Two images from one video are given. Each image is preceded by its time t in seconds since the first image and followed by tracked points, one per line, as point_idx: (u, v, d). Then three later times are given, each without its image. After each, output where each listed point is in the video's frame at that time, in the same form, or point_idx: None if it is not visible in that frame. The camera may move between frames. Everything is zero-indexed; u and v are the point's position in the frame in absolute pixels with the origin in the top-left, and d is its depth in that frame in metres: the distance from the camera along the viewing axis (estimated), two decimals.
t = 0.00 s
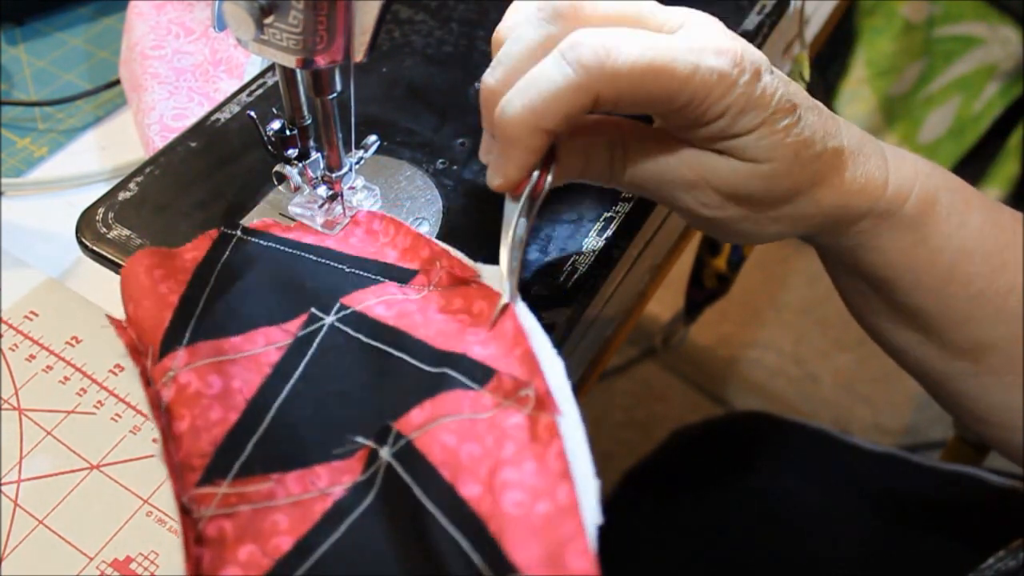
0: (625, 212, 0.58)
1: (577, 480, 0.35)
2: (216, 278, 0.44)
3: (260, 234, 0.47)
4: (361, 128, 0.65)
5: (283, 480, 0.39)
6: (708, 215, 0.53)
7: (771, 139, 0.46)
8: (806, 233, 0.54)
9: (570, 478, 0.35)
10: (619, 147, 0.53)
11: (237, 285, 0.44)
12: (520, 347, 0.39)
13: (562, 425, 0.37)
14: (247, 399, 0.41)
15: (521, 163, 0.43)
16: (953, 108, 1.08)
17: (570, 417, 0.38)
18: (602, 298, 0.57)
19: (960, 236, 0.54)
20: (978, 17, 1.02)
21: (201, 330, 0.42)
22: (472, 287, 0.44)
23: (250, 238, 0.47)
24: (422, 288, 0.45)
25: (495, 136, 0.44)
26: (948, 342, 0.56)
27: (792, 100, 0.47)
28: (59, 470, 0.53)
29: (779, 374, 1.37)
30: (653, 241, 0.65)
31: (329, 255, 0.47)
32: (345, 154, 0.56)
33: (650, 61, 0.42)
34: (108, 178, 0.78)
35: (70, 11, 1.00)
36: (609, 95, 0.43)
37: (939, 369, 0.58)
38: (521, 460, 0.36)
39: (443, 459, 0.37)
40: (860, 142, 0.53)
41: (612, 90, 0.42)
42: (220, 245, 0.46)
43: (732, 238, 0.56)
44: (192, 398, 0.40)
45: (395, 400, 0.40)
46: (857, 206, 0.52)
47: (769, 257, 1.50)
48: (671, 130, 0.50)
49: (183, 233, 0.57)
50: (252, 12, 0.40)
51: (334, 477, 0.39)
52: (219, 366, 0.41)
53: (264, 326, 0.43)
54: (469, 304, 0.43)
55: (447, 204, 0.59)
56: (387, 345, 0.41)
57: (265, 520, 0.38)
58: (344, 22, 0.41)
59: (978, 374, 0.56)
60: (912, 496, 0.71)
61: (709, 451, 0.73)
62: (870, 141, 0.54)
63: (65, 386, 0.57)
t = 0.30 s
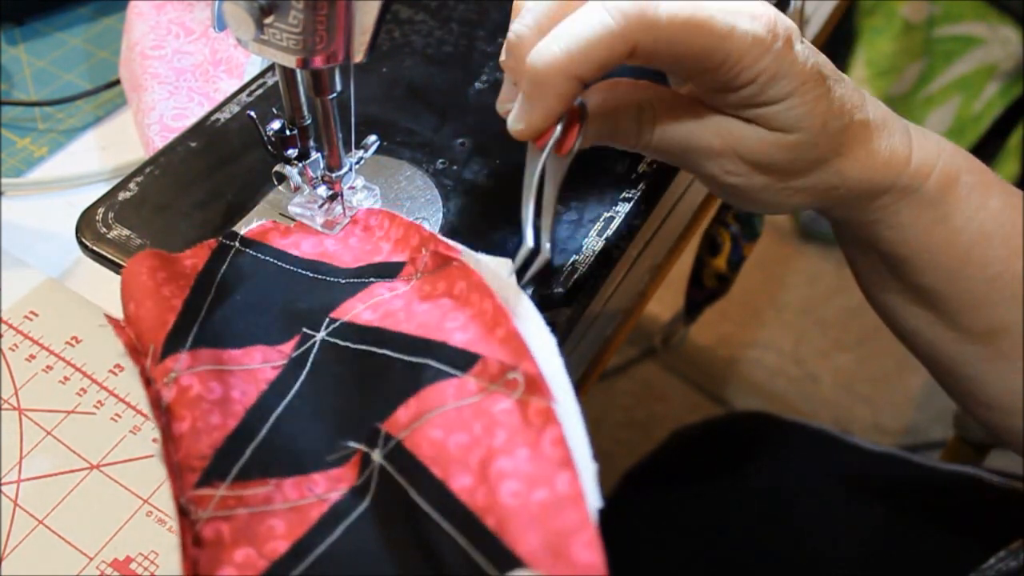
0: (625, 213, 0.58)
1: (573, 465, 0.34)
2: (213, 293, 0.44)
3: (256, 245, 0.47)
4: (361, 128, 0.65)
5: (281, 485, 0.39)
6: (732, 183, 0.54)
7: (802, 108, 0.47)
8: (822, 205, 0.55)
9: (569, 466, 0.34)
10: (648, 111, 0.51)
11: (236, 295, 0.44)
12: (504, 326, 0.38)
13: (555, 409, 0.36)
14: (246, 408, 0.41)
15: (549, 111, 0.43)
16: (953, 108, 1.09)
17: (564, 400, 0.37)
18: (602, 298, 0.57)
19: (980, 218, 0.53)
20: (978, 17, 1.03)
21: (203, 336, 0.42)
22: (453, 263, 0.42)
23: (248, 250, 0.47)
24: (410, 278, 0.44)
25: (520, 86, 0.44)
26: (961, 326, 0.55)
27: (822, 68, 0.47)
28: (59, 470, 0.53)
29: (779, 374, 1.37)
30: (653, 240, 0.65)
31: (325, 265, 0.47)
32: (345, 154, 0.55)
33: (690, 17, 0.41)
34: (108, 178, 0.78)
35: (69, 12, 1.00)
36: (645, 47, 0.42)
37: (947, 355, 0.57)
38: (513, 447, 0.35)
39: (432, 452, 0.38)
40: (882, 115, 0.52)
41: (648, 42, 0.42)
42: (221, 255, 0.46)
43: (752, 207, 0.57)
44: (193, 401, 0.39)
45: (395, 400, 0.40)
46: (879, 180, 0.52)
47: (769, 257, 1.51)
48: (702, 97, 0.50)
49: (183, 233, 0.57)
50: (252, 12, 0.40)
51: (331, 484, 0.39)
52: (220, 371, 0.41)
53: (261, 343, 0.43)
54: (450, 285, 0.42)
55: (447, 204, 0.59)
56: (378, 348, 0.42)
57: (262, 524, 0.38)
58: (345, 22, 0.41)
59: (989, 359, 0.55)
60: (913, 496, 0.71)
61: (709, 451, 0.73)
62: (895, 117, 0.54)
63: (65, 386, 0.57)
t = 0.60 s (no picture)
0: (625, 213, 0.58)
1: (571, 465, 0.34)
2: (214, 293, 0.44)
3: (256, 245, 0.47)
4: (361, 128, 0.65)
5: (281, 487, 0.39)
6: (727, 191, 0.54)
7: (797, 118, 0.47)
8: (817, 212, 0.55)
9: (568, 466, 0.34)
10: (642, 123, 0.51)
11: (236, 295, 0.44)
12: (501, 326, 0.38)
13: (554, 409, 0.35)
14: (246, 410, 0.41)
15: (541, 125, 0.42)
16: (953, 108, 1.07)
17: (562, 399, 0.36)
18: (602, 298, 0.57)
19: (973, 224, 0.54)
20: (978, 17, 1.04)
21: (203, 336, 0.42)
22: (449, 263, 0.42)
23: (248, 251, 0.47)
24: (408, 279, 0.44)
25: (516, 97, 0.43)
26: (957, 331, 0.56)
27: (818, 77, 0.47)
28: (59, 470, 0.53)
29: (779, 374, 1.37)
30: (653, 240, 0.65)
31: (325, 266, 0.47)
32: (345, 154, 0.55)
33: (688, 30, 0.41)
34: (108, 178, 0.78)
35: (70, 11, 1.00)
36: (642, 60, 0.42)
37: (940, 357, 0.58)
38: (511, 447, 0.35)
39: (431, 453, 0.38)
40: (877, 121, 0.52)
41: (646, 54, 0.41)
42: (221, 255, 0.46)
43: (748, 213, 0.57)
44: (193, 401, 0.39)
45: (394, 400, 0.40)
46: (873, 188, 0.52)
47: (769, 258, 1.51)
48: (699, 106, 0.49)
49: (183, 233, 0.57)
50: (252, 12, 0.40)
51: (331, 485, 0.40)
52: (222, 373, 0.41)
53: (261, 345, 0.43)
54: (447, 285, 0.42)
55: (446, 204, 0.59)
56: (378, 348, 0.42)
57: (262, 525, 0.38)
58: (345, 23, 0.41)
59: (982, 363, 0.56)
60: (913, 496, 0.71)
61: (709, 451, 0.73)
62: (890, 122, 0.54)
63: (65, 386, 0.57)
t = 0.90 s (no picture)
0: (625, 213, 0.58)
1: (570, 466, 0.34)
2: (214, 293, 0.44)
3: (255, 245, 0.47)
4: (361, 128, 0.65)
5: (281, 487, 0.39)
6: (714, 188, 0.55)
7: (787, 119, 0.47)
8: (806, 214, 0.56)
9: (567, 466, 0.34)
10: (631, 120, 0.53)
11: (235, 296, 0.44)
12: (500, 325, 0.38)
13: (553, 408, 0.35)
14: (246, 410, 0.41)
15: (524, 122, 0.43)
16: (953, 108, 1.07)
17: (561, 398, 0.36)
18: (602, 298, 0.57)
19: (962, 226, 0.52)
20: (977, 17, 1.04)
21: (203, 336, 0.42)
22: (448, 263, 0.42)
23: (248, 252, 0.47)
24: (407, 279, 0.44)
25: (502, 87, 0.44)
26: (947, 332, 0.53)
27: (811, 79, 0.47)
28: (58, 470, 0.53)
29: (779, 374, 1.37)
30: (653, 240, 0.65)
31: (325, 267, 0.47)
32: (345, 154, 0.55)
33: (678, 34, 0.41)
34: (108, 178, 0.78)
35: (70, 11, 1.00)
36: (631, 64, 0.42)
37: (937, 360, 0.55)
38: (511, 447, 0.35)
39: (432, 454, 0.37)
40: (865, 125, 0.53)
41: (637, 58, 0.42)
42: (221, 255, 0.46)
43: (735, 212, 0.58)
44: (193, 401, 0.39)
45: (394, 400, 0.40)
46: (863, 189, 0.52)
47: (769, 257, 1.51)
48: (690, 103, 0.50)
49: (183, 233, 0.57)
50: (252, 12, 0.40)
51: (331, 486, 0.40)
52: (223, 373, 0.41)
53: (261, 345, 0.43)
54: (447, 284, 0.42)
55: (446, 204, 0.59)
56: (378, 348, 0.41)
57: (262, 525, 0.39)
58: (344, 23, 0.41)
59: (977, 366, 0.52)
60: (912, 495, 0.71)
61: (709, 451, 0.74)
62: (878, 125, 0.54)
63: (65, 386, 0.57)
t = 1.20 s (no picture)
0: (625, 213, 0.58)
1: (563, 465, 0.34)
2: (213, 294, 0.44)
3: (255, 245, 0.47)
4: (360, 128, 0.65)
5: (278, 488, 0.39)
6: (713, 159, 0.54)
7: (783, 84, 0.46)
8: (810, 183, 0.55)
9: (560, 466, 0.34)
10: (629, 90, 0.52)
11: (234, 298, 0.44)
12: (497, 324, 0.38)
13: (547, 408, 0.35)
14: (244, 410, 0.41)
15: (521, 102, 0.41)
16: (953, 108, 1.07)
17: (556, 398, 0.37)
18: (603, 297, 0.57)
19: (965, 198, 0.54)
20: (977, 17, 1.04)
21: (202, 336, 0.42)
22: (447, 262, 0.42)
23: (247, 252, 0.47)
24: (406, 279, 0.44)
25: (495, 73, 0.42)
26: (947, 308, 0.56)
27: (804, 42, 0.46)
28: (58, 470, 0.53)
29: (779, 374, 1.37)
30: (654, 239, 0.65)
31: (324, 268, 0.47)
32: (345, 154, 0.56)
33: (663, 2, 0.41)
34: (108, 178, 0.78)
35: (69, 12, 1.00)
36: (622, 35, 0.41)
37: (934, 336, 0.59)
38: (504, 447, 0.35)
39: (428, 454, 0.37)
40: (866, 91, 0.52)
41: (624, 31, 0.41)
42: (221, 254, 0.46)
43: (737, 185, 0.57)
44: (192, 402, 0.39)
45: (388, 399, 0.40)
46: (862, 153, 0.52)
47: (769, 257, 1.51)
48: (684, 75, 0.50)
49: (183, 233, 0.57)
50: (252, 12, 0.40)
51: (328, 487, 0.40)
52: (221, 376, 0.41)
53: (259, 346, 0.43)
54: (445, 284, 0.42)
55: (446, 204, 0.59)
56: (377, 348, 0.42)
57: (259, 526, 0.38)
58: (345, 23, 0.41)
59: (975, 342, 0.56)
60: (912, 495, 0.71)
61: (709, 451, 0.74)
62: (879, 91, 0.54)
63: (65, 386, 0.57)
